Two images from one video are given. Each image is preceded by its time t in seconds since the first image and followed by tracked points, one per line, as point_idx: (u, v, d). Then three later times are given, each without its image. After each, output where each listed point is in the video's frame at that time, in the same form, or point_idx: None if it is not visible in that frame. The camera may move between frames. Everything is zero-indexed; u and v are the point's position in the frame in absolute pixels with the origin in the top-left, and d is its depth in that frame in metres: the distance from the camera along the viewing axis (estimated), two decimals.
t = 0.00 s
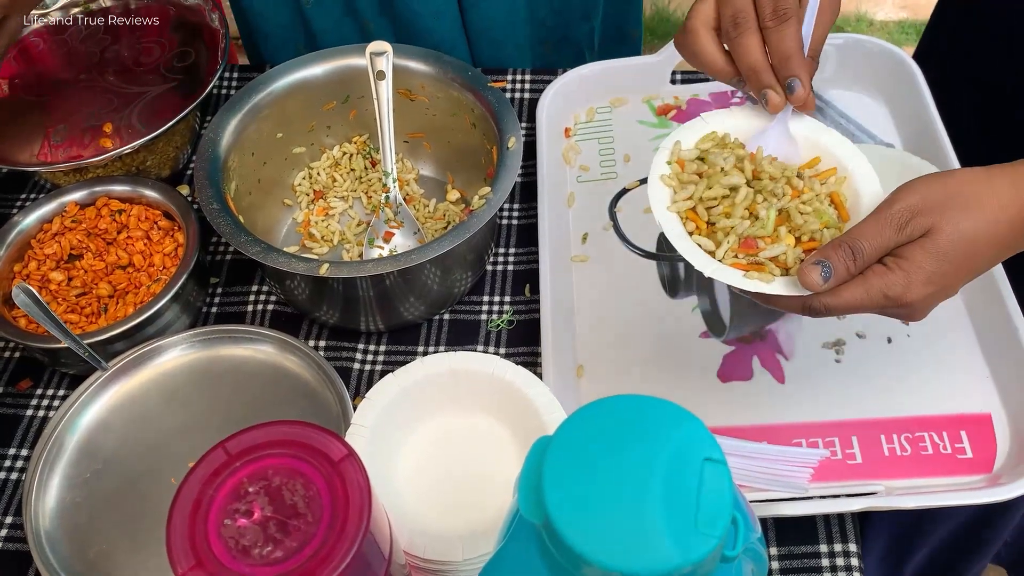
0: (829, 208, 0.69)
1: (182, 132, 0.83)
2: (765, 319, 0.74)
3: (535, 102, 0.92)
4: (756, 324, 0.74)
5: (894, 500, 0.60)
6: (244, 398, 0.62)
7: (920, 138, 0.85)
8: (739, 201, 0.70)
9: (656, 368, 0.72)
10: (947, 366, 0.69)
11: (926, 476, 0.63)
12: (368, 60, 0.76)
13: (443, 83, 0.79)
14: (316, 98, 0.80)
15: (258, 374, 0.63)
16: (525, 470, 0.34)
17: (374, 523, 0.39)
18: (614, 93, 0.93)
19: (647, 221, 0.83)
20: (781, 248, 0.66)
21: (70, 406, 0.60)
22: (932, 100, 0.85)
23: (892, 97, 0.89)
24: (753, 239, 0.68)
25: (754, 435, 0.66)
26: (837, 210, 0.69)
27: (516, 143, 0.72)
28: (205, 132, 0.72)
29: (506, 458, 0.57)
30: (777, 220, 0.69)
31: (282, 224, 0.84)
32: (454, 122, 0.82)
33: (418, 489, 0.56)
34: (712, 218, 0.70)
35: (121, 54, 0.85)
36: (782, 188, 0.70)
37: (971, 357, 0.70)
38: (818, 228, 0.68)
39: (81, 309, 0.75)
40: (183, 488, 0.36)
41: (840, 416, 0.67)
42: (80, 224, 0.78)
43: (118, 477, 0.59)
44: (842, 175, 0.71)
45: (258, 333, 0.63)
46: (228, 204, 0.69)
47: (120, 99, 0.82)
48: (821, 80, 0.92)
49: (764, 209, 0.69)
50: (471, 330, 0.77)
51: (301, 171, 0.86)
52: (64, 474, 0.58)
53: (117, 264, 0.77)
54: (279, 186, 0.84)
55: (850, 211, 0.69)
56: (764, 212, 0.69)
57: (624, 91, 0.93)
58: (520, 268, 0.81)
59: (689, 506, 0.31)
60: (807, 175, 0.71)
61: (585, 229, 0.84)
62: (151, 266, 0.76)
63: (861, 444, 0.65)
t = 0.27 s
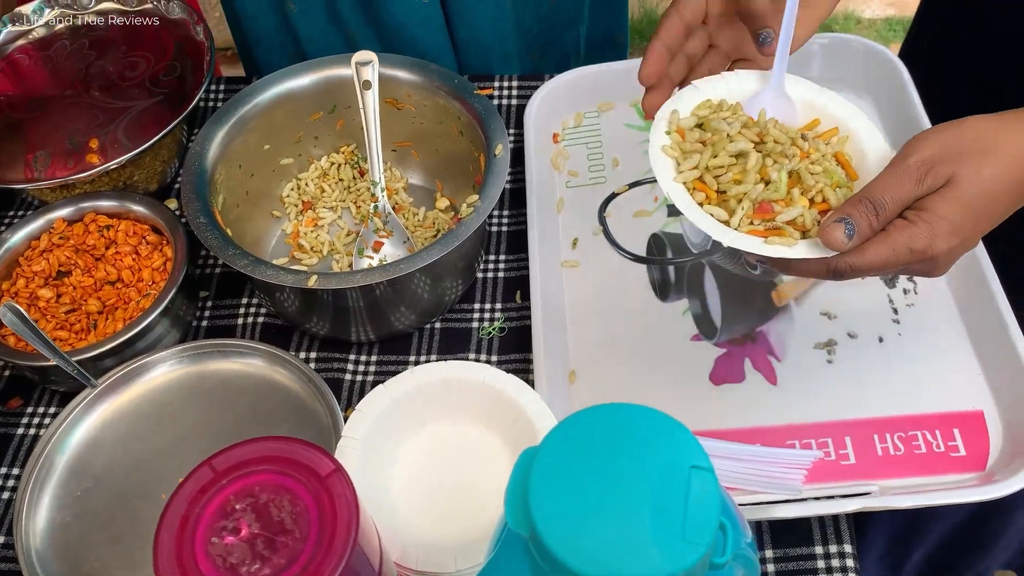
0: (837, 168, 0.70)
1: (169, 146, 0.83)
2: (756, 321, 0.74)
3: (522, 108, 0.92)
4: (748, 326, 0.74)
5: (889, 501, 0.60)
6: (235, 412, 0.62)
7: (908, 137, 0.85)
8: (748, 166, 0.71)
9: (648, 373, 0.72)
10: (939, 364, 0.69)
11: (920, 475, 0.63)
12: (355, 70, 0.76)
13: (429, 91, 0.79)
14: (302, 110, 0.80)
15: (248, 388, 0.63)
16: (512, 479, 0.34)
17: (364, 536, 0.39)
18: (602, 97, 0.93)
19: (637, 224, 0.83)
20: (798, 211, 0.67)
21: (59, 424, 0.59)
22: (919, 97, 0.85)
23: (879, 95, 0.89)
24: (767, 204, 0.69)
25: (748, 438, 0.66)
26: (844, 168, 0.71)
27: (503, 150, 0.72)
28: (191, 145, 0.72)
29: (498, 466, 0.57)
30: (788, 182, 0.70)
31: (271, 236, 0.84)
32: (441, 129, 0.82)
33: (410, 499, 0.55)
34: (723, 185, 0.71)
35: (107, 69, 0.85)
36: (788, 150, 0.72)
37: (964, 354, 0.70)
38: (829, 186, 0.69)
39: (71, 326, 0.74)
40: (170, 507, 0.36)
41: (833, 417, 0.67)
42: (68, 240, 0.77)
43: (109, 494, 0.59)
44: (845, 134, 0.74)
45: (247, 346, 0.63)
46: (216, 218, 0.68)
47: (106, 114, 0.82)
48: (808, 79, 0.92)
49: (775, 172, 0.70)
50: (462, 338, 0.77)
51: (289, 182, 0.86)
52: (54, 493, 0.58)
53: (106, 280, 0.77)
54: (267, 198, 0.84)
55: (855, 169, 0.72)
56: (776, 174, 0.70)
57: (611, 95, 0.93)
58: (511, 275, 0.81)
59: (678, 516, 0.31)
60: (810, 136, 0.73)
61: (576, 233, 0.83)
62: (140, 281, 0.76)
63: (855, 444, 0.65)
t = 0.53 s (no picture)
0: (984, 86, 0.61)
1: (138, 169, 0.83)
2: (728, 329, 0.74)
3: (492, 121, 0.92)
4: (720, 334, 0.74)
5: (863, 505, 0.60)
6: (205, 438, 0.62)
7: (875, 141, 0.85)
8: (895, 98, 0.61)
9: (622, 383, 0.72)
10: (909, 367, 0.70)
11: (893, 479, 0.63)
12: (320, 88, 0.76)
13: (396, 108, 0.79)
14: (269, 129, 0.80)
15: (217, 412, 0.63)
16: (467, 507, 0.34)
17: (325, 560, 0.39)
18: (572, 108, 0.93)
19: (609, 236, 0.83)
20: (963, 143, 0.59)
21: (25, 457, 0.58)
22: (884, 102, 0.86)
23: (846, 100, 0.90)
24: (929, 141, 0.59)
25: (722, 447, 0.66)
26: (986, 83, 0.62)
27: (471, 165, 0.72)
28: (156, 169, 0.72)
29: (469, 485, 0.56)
30: (941, 108, 0.60)
31: (242, 257, 0.84)
32: (410, 146, 0.82)
33: (383, 522, 0.55)
34: (868, 124, 0.61)
35: (73, 94, 0.85)
36: (933, 69, 0.61)
37: (935, 356, 0.70)
38: (982, 106, 0.60)
39: (40, 354, 0.74)
40: (126, 542, 0.36)
41: (806, 423, 0.67)
42: (35, 268, 0.77)
43: (79, 525, 0.58)
44: (976, 44, 0.64)
45: (214, 371, 0.63)
46: (182, 241, 0.68)
47: (72, 141, 0.82)
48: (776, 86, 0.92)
49: (926, 101, 0.60)
50: (436, 355, 0.76)
51: (259, 203, 0.85)
52: (23, 526, 0.57)
53: (76, 307, 0.77)
54: (236, 219, 0.83)
55: (999, 81, 0.62)
56: (926, 104, 0.60)
57: (581, 106, 0.93)
58: (484, 289, 0.81)
59: (631, 540, 0.31)
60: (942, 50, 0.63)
61: (548, 246, 0.83)
62: (110, 307, 0.76)
63: (828, 450, 0.65)
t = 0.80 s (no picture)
0: None
1: (103, 193, 0.82)
2: (698, 341, 0.74)
3: (460, 137, 0.92)
4: (690, 346, 0.74)
5: (833, 515, 0.60)
6: (174, 465, 0.62)
7: (840, 150, 0.86)
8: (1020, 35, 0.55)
9: (593, 397, 0.72)
10: (877, 375, 0.70)
11: (863, 488, 0.63)
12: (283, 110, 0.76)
13: (361, 126, 0.78)
14: (234, 151, 0.79)
15: (183, 440, 0.62)
16: (425, 537, 0.34)
17: None
18: (540, 123, 0.93)
19: (578, 250, 0.83)
20: None
21: None
22: (848, 112, 0.87)
23: (810, 111, 0.90)
24: None
25: (694, 460, 0.66)
26: None
27: (436, 183, 0.72)
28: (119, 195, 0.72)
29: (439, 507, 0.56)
30: None
31: (211, 280, 0.83)
32: (378, 165, 0.82)
33: (352, 546, 0.55)
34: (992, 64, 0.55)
35: (35, 118, 0.84)
36: None
37: (902, 363, 0.71)
38: None
39: (5, 383, 0.73)
40: None
41: (776, 434, 0.67)
42: None
43: (44, 559, 0.57)
44: None
45: (178, 398, 0.62)
46: (147, 267, 0.68)
47: (36, 167, 0.81)
48: (741, 97, 0.93)
49: None
50: (407, 374, 0.76)
51: (226, 225, 0.85)
52: None
53: (41, 334, 0.76)
54: (204, 242, 0.83)
55: None
56: None
57: (549, 121, 0.93)
58: (454, 306, 0.81)
59: (586, 559, 0.32)
60: None
61: (518, 261, 0.83)
62: (76, 334, 0.75)
63: (799, 460, 0.65)
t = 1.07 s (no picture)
0: None
1: (80, 212, 0.81)
2: (678, 356, 0.74)
3: (440, 154, 0.92)
4: (671, 361, 0.74)
5: (815, 530, 0.60)
6: (152, 489, 0.61)
7: (817, 164, 0.87)
8: None
9: (575, 413, 0.72)
10: (856, 389, 0.71)
11: (844, 502, 0.64)
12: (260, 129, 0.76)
13: (340, 144, 0.78)
14: (211, 169, 0.79)
15: (161, 463, 0.61)
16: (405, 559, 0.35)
17: None
18: (519, 139, 0.93)
19: (558, 266, 0.83)
20: None
21: None
22: (824, 126, 0.88)
23: (787, 125, 0.91)
24: None
25: (675, 476, 0.66)
26: None
27: (416, 201, 0.72)
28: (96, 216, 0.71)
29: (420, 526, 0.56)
30: None
31: (189, 299, 0.83)
32: (357, 182, 0.82)
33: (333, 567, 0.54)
34: None
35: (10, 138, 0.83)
36: None
37: (880, 377, 0.71)
38: None
39: None
40: None
41: (757, 449, 0.68)
42: None
43: None
44: None
45: (156, 421, 0.61)
46: (124, 288, 0.67)
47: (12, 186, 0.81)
48: (718, 113, 0.94)
49: None
50: (388, 392, 0.76)
51: (205, 243, 0.84)
52: None
53: (16, 356, 0.75)
54: (182, 261, 0.82)
55: None
56: None
57: (528, 137, 0.93)
58: (435, 323, 0.80)
59: None
60: None
61: (498, 277, 0.83)
62: (52, 355, 0.74)
63: (780, 474, 0.66)
